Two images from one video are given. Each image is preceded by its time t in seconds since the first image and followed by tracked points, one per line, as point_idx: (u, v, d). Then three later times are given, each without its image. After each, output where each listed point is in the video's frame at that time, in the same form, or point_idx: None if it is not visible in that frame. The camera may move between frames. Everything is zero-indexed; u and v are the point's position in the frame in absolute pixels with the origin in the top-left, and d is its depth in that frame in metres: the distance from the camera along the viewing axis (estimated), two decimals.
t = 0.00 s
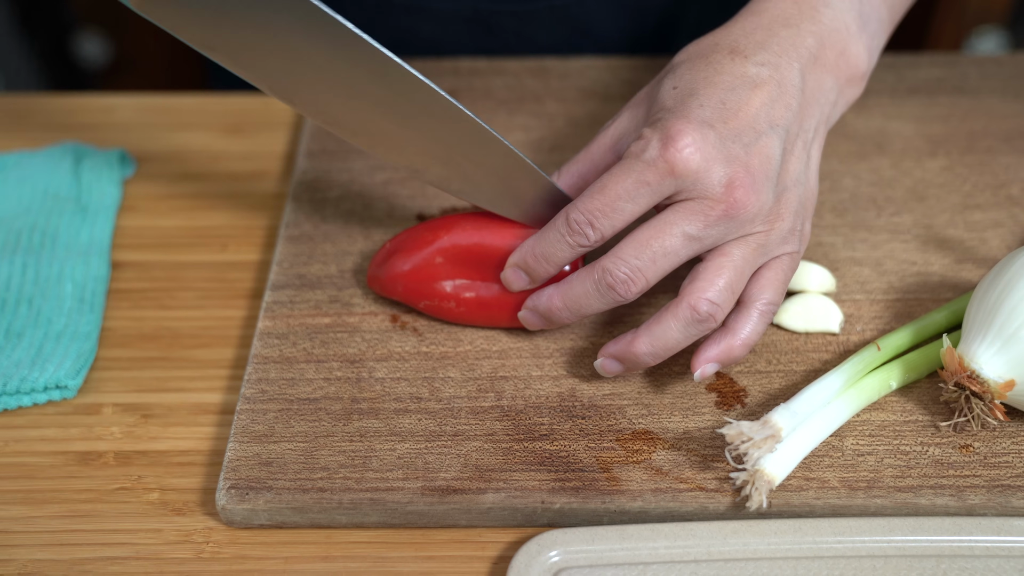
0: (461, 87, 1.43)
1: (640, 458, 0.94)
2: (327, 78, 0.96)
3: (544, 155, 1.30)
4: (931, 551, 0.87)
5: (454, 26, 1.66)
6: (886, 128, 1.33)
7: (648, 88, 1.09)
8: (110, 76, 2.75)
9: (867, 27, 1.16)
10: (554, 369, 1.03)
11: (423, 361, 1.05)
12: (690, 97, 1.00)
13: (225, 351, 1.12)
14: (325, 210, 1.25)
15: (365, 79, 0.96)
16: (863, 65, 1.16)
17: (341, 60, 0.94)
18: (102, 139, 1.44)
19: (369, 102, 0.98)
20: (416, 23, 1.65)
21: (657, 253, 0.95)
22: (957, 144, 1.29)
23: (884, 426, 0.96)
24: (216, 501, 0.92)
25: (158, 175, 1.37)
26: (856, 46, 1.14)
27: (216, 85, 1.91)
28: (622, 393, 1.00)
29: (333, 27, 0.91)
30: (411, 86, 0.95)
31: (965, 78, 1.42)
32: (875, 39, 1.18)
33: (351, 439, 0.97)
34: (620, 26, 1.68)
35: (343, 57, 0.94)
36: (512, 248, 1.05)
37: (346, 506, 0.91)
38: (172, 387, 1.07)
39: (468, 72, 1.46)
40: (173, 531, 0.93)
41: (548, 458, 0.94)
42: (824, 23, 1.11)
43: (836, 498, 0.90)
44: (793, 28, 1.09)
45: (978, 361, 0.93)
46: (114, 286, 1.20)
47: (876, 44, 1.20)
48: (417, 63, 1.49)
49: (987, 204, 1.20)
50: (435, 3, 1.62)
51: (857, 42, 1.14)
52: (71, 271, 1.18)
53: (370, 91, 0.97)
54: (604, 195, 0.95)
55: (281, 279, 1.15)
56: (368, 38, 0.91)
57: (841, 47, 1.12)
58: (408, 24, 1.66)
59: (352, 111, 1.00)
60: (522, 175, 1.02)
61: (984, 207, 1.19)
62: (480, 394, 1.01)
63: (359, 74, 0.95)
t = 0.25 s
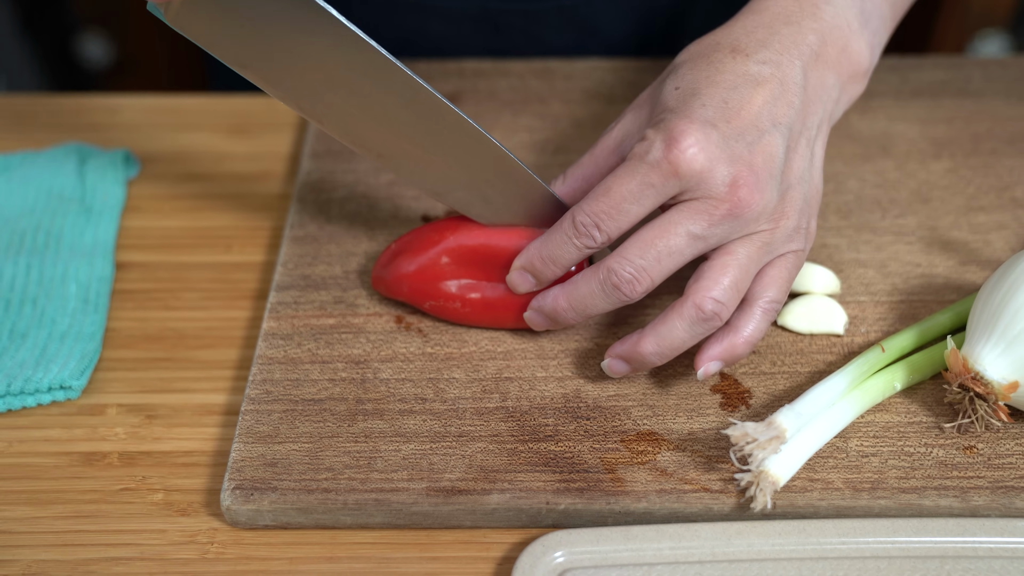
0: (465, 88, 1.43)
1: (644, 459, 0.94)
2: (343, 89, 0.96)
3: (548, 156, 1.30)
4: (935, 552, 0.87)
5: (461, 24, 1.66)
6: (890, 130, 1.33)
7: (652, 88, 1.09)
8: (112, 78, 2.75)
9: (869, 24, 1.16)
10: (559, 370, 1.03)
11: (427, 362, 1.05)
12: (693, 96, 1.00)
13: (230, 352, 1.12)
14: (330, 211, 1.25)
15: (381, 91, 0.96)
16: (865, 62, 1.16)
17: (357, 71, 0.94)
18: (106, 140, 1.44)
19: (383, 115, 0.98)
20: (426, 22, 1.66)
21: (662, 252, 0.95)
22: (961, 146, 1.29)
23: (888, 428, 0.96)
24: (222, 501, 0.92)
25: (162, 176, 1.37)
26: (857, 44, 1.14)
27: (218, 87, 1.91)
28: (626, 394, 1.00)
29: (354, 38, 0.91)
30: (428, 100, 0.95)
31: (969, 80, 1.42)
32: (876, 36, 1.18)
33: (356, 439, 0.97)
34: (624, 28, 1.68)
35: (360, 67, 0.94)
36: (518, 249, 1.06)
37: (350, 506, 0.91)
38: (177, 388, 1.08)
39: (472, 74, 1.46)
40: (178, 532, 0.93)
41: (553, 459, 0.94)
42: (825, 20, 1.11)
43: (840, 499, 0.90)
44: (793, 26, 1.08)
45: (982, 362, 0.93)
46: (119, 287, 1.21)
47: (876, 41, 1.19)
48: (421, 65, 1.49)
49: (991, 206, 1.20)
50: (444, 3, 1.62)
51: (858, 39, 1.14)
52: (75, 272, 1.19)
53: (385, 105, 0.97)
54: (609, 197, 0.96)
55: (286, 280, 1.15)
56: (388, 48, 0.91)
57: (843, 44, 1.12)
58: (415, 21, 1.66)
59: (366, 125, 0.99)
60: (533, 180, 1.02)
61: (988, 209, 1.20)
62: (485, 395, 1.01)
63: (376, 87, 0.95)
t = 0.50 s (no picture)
0: (466, 91, 1.43)
1: (645, 463, 0.93)
2: (350, 103, 0.95)
3: (549, 159, 1.30)
4: (938, 557, 0.86)
5: (458, 24, 1.65)
6: (892, 132, 1.33)
7: (655, 94, 1.09)
8: (112, 80, 2.75)
9: (871, 26, 1.16)
10: (560, 374, 1.03)
11: (427, 366, 1.04)
12: (696, 102, 0.99)
13: (230, 356, 1.12)
14: (330, 214, 1.25)
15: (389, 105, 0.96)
16: (867, 64, 1.15)
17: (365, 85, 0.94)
18: (106, 142, 1.44)
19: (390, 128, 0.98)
20: (420, 22, 1.65)
21: (666, 259, 0.95)
22: (963, 149, 1.29)
23: (890, 432, 0.95)
24: (221, 506, 0.92)
25: (162, 179, 1.37)
26: (861, 46, 1.14)
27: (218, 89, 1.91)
28: (627, 398, 1.00)
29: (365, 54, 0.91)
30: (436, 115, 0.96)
31: (971, 82, 1.42)
32: (877, 38, 1.18)
33: (356, 444, 0.96)
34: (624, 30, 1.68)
35: (370, 82, 0.93)
36: (521, 255, 1.06)
37: (350, 511, 0.91)
38: (177, 392, 1.07)
39: (473, 76, 1.46)
40: (177, 536, 0.93)
41: (554, 463, 0.94)
42: (827, 23, 1.10)
43: (842, 504, 0.89)
44: (796, 29, 1.08)
45: (985, 366, 0.93)
46: (118, 290, 1.20)
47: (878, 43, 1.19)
48: (421, 67, 1.49)
49: (993, 209, 1.20)
50: (440, 3, 1.62)
51: (861, 42, 1.13)
52: (74, 275, 1.18)
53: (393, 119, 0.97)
54: (613, 205, 0.95)
55: (286, 283, 1.15)
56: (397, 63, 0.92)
57: (845, 47, 1.11)
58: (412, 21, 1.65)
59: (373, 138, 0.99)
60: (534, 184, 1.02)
61: (990, 212, 1.19)
62: (485, 399, 1.00)
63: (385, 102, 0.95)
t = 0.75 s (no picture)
0: (463, 90, 1.42)
1: (643, 466, 0.93)
2: (348, 104, 0.95)
3: (547, 159, 1.29)
4: (938, 561, 0.86)
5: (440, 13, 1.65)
6: (891, 133, 1.33)
7: (652, 93, 1.07)
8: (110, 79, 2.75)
9: (869, 23, 1.15)
10: (557, 376, 1.02)
11: (425, 368, 1.04)
12: (694, 101, 0.98)
13: (226, 358, 1.11)
14: (327, 215, 1.24)
15: (393, 107, 0.95)
16: (865, 62, 1.14)
17: (369, 87, 0.93)
18: (101, 142, 1.43)
19: (390, 131, 0.97)
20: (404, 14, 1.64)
21: (664, 260, 0.93)
22: (962, 149, 1.29)
23: (890, 434, 0.95)
24: (216, 509, 0.91)
25: (158, 179, 1.36)
26: (860, 43, 1.13)
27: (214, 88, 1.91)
28: (625, 400, 0.99)
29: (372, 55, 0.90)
30: (435, 119, 0.95)
31: (970, 82, 1.41)
32: (877, 35, 1.17)
33: (352, 446, 0.96)
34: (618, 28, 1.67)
35: (367, 83, 0.93)
36: (519, 256, 1.06)
37: (347, 514, 0.90)
38: (172, 394, 1.07)
39: (470, 76, 1.45)
40: (172, 540, 0.92)
41: (552, 466, 0.93)
42: (826, 21, 1.10)
43: (842, 507, 0.89)
44: (793, 27, 1.07)
45: (985, 368, 0.92)
46: (114, 292, 1.20)
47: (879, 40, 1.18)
48: (418, 67, 1.48)
49: (993, 210, 1.19)
50: None
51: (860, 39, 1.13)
52: (69, 276, 1.18)
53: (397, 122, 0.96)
54: (610, 205, 0.94)
55: (282, 284, 1.14)
56: (402, 68, 0.91)
57: (843, 45, 1.11)
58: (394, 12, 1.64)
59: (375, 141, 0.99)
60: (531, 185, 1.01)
61: (990, 213, 1.19)
62: (483, 401, 1.00)
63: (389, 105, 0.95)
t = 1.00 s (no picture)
0: (462, 87, 1.42)
1: (643, 465, 0.92)
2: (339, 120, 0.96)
3: (546, 156, 1.29)
4: (938, 560, 0.85)
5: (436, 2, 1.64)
6: (892, 129, 1.32)
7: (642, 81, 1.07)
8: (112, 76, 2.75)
9: (860, 3, 1.12)
10: (556, 374, 1.02)
11: (423, 366, 1.03)
12: (680, 89, 0.97)
13: (225, 356, 1.11)
14: (325, 213, 1.24)
15: (382, 126, 0.97)
16: (858, 43, 1.12)
17: (354, 106, 0.95)
18: (100, 139, 1.43)
19: (382, 143, 0.98)
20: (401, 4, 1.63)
21: (654, 250, 0.94)
22: (964, 146, 1.28)
23: (890, 433, 0.94)
24: (214, 508, 0.91)
25: (157, 177, 1.36)
26: (849, 25, 1.10)
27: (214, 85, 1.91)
28: (624, 399, 0.99)
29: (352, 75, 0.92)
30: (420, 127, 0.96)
31: (972, 78, 1.41)
32: (871, 15, 1.14)
33: (351, 445, 0.95)
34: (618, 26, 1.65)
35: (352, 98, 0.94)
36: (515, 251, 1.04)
37: (345, 513, 0.90)
38: (171, 392, 1.06)
39: (469, 73, 1.45)
40: (170, 539, 0.92)
41: (551, 465, 0.93)
42: (815, 4, 1.07)
43: (842, 506, 0.89)
44: (782, 11, 1.05)
45: (986, 367, 0.92)
46: (112, 290, 1.19)
47: (874, 20, 1.16)
48: (418, 64, 1.48)
49: (994, 207, 1.19)
50: None
51: (850, 19, 1.10)
52: (68, 275, 1.17)
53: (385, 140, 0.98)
54: (598, 199, 0.94)
55: (281, 282, 1.14)
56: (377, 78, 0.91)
57: (833, 27, 1.08)
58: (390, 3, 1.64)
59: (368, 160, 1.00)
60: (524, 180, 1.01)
61: (992, 210, 1.18)
62: (481, 400, 0.99)
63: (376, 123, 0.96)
